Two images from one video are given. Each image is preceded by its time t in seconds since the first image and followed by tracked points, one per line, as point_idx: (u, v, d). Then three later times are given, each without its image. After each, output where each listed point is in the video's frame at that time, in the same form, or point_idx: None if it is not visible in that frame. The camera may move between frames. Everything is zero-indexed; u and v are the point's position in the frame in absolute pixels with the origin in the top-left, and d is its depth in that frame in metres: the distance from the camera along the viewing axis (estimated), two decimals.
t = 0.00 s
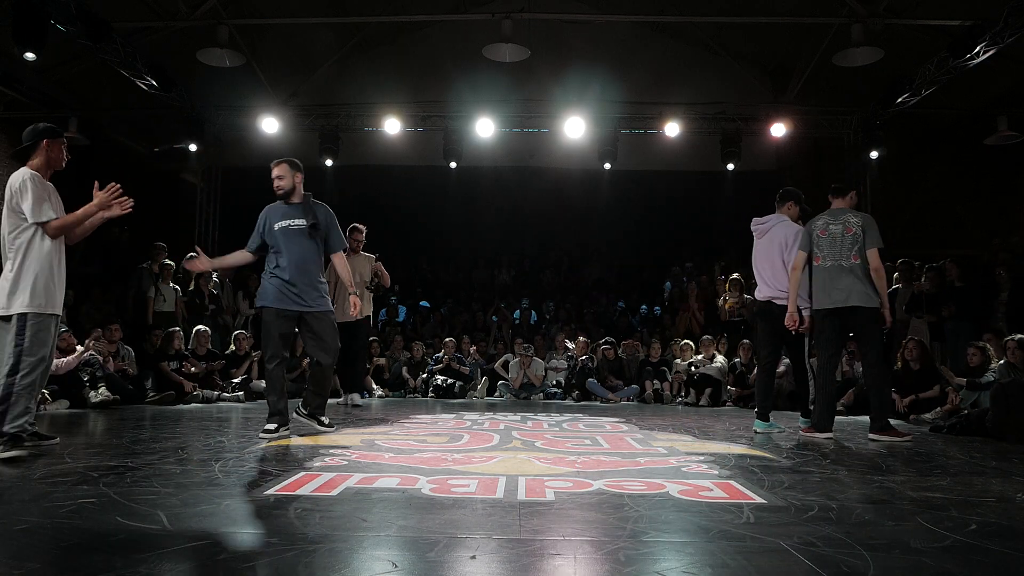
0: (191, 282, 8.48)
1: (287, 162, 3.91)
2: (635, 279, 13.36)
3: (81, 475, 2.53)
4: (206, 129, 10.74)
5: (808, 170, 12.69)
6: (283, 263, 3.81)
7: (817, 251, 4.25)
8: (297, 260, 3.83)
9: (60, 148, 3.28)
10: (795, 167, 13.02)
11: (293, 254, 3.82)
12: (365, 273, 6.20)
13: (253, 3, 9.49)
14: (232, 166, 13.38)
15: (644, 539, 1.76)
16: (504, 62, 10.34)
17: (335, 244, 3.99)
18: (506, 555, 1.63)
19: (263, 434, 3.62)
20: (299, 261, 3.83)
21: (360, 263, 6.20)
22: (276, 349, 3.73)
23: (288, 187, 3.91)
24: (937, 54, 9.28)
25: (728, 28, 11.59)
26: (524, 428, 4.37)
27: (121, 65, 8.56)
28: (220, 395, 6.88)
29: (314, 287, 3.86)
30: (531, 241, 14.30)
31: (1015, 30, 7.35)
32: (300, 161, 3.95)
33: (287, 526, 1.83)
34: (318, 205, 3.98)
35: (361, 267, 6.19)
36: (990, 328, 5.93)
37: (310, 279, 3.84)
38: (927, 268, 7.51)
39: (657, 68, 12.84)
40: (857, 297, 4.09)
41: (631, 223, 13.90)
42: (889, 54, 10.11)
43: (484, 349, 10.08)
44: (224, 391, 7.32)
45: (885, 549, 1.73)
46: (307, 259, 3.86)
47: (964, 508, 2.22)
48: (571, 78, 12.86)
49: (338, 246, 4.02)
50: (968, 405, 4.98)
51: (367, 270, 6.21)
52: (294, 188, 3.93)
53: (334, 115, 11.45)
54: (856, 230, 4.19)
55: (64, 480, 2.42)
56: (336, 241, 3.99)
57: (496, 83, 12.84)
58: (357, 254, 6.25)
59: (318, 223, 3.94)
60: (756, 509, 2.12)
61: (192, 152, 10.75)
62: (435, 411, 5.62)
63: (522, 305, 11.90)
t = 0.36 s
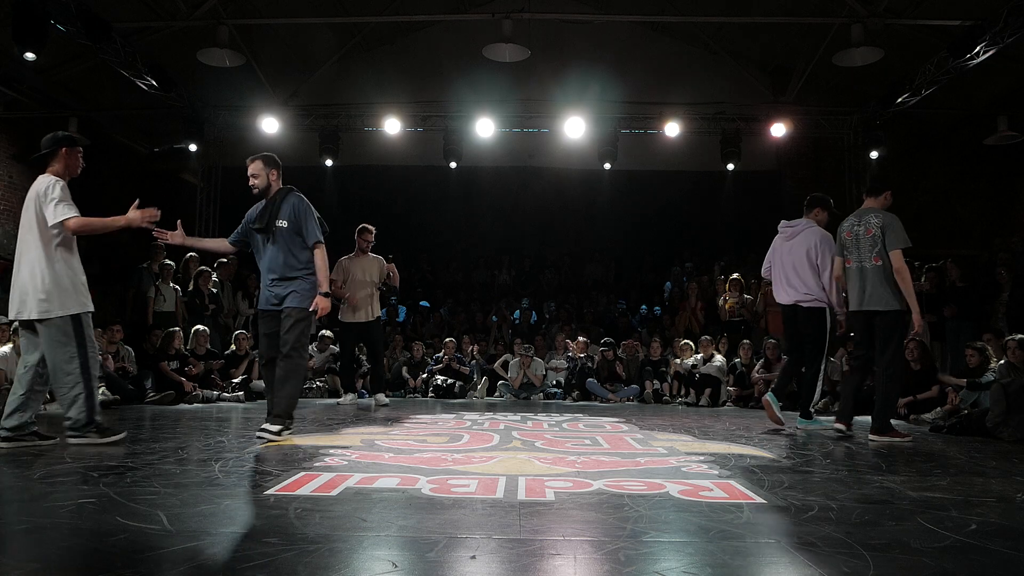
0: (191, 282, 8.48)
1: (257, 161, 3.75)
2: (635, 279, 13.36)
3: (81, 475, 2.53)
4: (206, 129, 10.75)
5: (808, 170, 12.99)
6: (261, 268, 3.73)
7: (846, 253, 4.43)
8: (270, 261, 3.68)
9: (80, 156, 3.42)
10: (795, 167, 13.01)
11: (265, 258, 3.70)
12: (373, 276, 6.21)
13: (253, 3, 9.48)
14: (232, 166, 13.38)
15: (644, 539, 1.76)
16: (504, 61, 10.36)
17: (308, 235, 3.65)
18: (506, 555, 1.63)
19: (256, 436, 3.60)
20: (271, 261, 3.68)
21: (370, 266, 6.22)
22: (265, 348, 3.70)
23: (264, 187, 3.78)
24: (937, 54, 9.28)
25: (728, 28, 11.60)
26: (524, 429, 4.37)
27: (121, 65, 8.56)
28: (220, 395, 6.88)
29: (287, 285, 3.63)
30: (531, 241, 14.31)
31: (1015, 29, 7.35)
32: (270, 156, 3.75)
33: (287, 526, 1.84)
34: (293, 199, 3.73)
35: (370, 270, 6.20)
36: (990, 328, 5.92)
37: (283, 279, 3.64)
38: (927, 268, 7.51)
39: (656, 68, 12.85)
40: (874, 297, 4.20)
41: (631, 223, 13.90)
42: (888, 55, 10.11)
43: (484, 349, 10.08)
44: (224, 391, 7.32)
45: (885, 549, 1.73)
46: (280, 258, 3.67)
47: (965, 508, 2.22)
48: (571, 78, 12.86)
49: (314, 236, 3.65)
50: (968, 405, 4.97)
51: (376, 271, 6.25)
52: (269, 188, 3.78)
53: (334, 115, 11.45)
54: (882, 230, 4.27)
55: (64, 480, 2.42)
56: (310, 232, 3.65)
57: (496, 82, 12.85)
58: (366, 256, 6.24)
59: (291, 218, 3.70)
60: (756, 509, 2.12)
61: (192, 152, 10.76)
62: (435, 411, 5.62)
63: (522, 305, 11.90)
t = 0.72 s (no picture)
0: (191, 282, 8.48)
1: (251, 153, 3.72)
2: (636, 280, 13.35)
3: (81, 475, 2.53)
4: (206, 129, 10.75)
5: (807, 170, 13.05)
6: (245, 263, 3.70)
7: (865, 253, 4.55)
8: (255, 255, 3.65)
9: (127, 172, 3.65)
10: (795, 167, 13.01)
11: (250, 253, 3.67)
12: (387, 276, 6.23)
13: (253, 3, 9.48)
14: (232, 166, 13.40)
15: (644, 539, 1.76)
16: (504, 62, 10.36)
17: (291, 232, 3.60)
18: (506, 554, 1.63)
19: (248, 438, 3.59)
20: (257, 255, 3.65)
21: (384, 266, 6.23)
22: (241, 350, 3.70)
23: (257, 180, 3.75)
24: (937, 54, 9.27)
25: (728, 28, 11.60)
26: (524, 429, 4.37)
27: (121, 65, 8.56)
28: (219, 395, 6.88)
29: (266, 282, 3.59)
30: (531, 241, 14.30)
31: (1016, 29, 7.35)
32: (262, 150, 3.71)
33: (287, 526, 1.84)
34: (282, 194, 3.68)
35: (385, 270, 6.22)
36: (990, 328, 5.92)
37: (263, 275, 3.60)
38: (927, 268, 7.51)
39: (656, 68, 12.86)
40: (880, 297, 4.29)
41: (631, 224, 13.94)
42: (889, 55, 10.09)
43: (483, 349, 10.07)
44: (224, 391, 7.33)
45: (885, 549, 1.73)
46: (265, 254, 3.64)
47: (965, 508, 2.22)
48: (571, 78, 12.86)
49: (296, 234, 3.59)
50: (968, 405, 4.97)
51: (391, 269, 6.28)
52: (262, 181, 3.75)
53: (334, 115, 11.45)
54: (886, 229, 4.32)
55: (66, 480, 2.43)
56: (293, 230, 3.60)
57: (496, 82, 12.84)
58: (380, 256, 6.25)
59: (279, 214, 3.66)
60: (756, 509, 2.12)
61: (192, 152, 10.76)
62: (435, 411, 5.62)
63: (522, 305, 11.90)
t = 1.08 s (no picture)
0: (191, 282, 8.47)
1: (188, 162, 3.66)
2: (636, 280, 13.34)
3: (81, 475, 2.53)
4: (206, 129, 10.74)
5: (807, 170, 13.11)
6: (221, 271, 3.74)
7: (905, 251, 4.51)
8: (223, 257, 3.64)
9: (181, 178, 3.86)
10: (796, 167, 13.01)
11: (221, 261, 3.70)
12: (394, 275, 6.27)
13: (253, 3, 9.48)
14: (232, 166, 13.41)
15: (644, 539, 1.76)
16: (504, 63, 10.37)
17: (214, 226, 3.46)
18: (505, 555, 1.63)
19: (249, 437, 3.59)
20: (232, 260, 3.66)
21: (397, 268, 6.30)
22: (209, 351, 3.63)
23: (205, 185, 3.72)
24: (937, 54, 9.27)
25: (728, 28, 11.59)
26: (524, 428, 4.37)
27: (121, 65, 8.56)
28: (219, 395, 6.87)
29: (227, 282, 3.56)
30: (531, 241, 14.29)
31: (1016, 29, 7.34)
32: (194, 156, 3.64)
33: (287, 526, 1.84)
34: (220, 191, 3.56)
35: (394, 270, 6.26)
36: (991, 328, 5.91)
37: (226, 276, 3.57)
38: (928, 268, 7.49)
39: (656, 68, 12.86)
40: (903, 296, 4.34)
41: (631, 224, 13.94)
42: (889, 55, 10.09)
43: (483, 348, 10.07)
44: (225, 391, 7.33)
45: (885, 549, 1.73)
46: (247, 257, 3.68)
47: (966, 508, 2.22)
48: (571, 78, 12.85)
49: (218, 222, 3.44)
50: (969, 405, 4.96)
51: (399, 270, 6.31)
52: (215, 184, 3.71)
53: (334, 115, 11.47)
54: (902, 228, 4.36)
55: (65, 480, 2.43)
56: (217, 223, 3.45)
57: (496, 82, 12.84)
58: (389, 255, 6.28)
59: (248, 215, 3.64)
60: (756, 509, 2.12)
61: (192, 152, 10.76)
62: (435, 411, 5.62)
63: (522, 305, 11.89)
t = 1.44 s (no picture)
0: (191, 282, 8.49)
1: (160, 161, 3.69)
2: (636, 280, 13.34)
3: (81, 475, 2.53)
4: (206, 129, 10.74)
5: (808, 170, 13.16)
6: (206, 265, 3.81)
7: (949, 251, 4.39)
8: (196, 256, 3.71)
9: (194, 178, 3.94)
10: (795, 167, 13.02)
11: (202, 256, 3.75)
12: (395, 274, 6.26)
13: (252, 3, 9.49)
14: (233, 166, 13.42)
15: (645, 539, 1.76)
16: (504, 63, 10.38)
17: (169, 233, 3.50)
18: (506, 555, 1.63)
19: (247, 437, 3.59)
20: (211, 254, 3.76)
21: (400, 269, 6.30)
22: (196, 350, 3.67)
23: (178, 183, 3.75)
24: (937, 54, 9.26)
25: (728, 28, 11.61)
26: (524, 428, 4.37)
27: (121, 65, 8.56)
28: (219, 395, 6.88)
29: (197, 282, 3.63)
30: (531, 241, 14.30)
31: (1016, 29, 7.34)
32: (163, 155, 3.68)
33: (288, 526, 1.84)
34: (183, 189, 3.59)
35: (396, 270, 6.25)
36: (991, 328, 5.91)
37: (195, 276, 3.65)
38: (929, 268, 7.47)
39: (656, 68, 12.86)
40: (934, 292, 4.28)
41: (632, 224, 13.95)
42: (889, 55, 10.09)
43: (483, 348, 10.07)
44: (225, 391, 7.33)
45: (884, 549, 1.73)
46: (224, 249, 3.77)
47: (965, 508, 2.22)
48: (571, 78, 12.86)
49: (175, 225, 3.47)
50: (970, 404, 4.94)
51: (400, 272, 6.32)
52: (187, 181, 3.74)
53: (334, 115, 11.48)
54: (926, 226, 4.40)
55: (66, 480, 2.43)
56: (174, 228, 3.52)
57: (496, 82, 12.85)
58: (391, 256, 6.27)
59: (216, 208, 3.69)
60: (756, 509, 2.12)
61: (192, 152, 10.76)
62: (435, 411, 5.63)
63: (522, 305, 11.90)
